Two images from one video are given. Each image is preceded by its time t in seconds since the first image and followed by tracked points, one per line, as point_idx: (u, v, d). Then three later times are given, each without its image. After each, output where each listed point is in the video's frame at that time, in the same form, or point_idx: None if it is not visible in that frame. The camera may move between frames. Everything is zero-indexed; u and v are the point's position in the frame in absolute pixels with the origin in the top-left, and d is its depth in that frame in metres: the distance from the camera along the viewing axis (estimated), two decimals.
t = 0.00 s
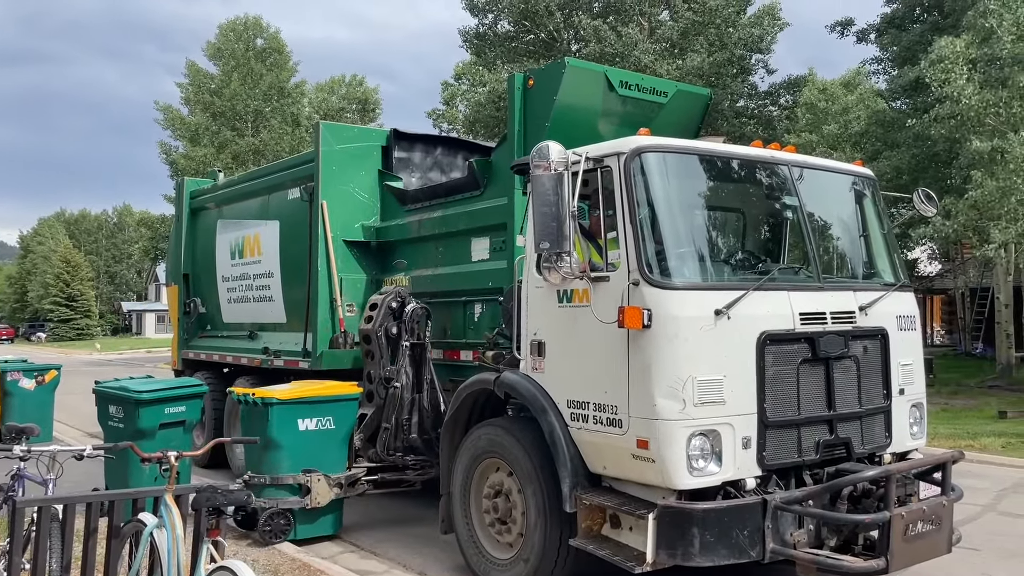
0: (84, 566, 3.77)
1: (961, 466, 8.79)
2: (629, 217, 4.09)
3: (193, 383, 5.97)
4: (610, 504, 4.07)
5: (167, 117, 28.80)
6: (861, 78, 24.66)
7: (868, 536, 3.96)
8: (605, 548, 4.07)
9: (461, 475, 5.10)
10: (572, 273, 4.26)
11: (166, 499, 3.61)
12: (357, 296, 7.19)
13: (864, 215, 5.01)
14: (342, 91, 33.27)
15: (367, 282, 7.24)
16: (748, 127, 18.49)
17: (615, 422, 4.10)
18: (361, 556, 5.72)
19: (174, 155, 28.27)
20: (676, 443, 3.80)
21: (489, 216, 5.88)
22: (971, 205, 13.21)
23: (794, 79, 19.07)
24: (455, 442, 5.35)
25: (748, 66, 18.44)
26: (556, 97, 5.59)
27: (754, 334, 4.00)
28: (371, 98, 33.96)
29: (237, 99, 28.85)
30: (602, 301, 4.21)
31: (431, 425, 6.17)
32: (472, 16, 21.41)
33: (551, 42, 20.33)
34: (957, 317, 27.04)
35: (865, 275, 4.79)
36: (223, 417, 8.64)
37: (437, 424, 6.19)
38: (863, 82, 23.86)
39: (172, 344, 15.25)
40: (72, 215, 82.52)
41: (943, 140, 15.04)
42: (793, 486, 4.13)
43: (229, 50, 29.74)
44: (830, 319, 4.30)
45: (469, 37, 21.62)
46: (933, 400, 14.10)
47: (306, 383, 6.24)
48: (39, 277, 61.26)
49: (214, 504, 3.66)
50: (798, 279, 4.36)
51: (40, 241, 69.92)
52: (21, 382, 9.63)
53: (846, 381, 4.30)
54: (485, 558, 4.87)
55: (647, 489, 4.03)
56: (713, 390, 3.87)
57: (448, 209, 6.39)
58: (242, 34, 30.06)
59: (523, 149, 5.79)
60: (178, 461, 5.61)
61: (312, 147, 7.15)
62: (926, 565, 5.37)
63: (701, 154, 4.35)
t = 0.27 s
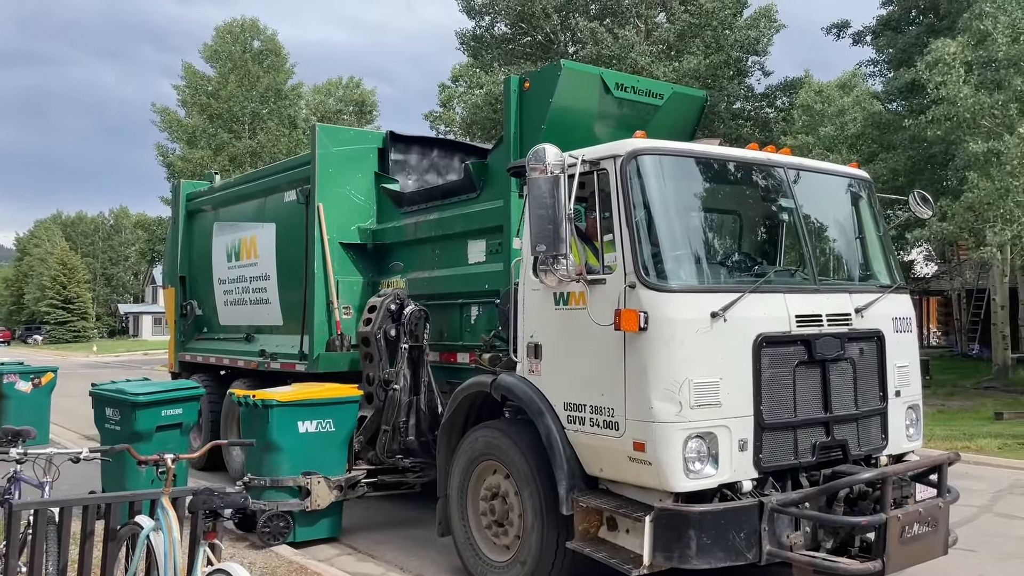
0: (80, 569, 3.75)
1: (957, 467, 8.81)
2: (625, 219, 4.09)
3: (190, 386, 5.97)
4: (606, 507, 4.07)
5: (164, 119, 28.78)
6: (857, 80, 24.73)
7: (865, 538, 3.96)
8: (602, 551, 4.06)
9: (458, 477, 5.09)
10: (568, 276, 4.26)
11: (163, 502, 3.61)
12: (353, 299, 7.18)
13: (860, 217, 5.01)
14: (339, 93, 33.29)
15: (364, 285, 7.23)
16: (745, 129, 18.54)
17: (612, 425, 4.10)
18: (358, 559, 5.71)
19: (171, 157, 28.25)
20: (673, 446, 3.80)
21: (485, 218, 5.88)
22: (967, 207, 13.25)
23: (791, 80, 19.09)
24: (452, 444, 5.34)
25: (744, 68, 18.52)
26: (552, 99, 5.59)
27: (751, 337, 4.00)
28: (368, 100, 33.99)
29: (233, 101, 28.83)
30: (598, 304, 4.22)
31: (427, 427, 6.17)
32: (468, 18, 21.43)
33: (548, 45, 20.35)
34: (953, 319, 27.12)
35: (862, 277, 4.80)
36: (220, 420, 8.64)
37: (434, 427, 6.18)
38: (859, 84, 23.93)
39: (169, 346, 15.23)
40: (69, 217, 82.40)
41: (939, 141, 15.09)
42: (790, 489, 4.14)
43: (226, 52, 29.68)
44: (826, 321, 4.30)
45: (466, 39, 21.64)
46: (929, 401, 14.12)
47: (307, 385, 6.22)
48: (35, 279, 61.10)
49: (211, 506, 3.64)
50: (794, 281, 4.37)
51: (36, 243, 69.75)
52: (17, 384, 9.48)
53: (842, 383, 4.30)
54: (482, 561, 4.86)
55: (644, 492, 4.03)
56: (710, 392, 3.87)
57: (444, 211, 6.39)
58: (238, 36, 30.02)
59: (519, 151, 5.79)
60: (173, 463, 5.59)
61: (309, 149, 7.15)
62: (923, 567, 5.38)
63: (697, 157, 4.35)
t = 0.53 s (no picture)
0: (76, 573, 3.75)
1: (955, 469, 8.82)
2: (623, 221, 4.10)
3: (188, 390, 5.97)
4: (605, 509, 4.08)
5: (161, 122, 28.78)
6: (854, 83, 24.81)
7: (864, 540, 3.97)
8: (601, 553, 4.06)
9: (456, 480, 5.09)
10: (566, 279, 4.27)
11: (160, 504, 3.62)
12: (351, 301, 7.18)
13: (857, 219, 5.02)
14: (336, 96, 33.31)
15: (362, 287, 7.23)
16: (742, 132, 18.59)
17: (610, 427, 4.10)
18: (356, 562, 5.70)
19: (168, 160, 28.25)
20: (671, 448, 3.80)
21: (484, 221, 5.88)
22: (964, 209, 13.27)
23: (788, 83, 19.12)
24: (450, 447, 5.34)
25: (741, 71, 18.70)
26: (550, 102, 5.60)
27: (749, 338, 4.01)
28: (366, 103, 34.01)
29: (231, 104, 28.85)
30: (596, 306, 4.22)
31: (427, 430, 6.17)
32: (466, 21, 21.47)
33: (545, 48, 20.38)
34: (950, 321, 27.17)
35: (859, 279, 4.81)
36: (218, 422, 8.64)
37: (433, 429, 6.19)
38: (856, 87, 23.99)
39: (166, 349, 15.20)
40: (66, 221, 82.30)
41: (936, 144, 15.13)
42: (788, 491, 4.14)
43: (223, 55, 29.65)
44: (824, 323, 4.31)
45: (463, 42, 21.68)
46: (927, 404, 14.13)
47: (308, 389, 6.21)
48: (32, 282, 61.00)
49: (208, 510, 3.64)
50: (791, 284, 4.37)
51: (33, 247, 69.63)
52: (14, 388, 9.42)
53: (840, 384, 4.31)
54: (481, 563, 4.85)
55: (642, 494, 4.03)
56: (709, 394, 3.88)
57: (442, 214, 6.39)
58: (236, 39, 30.00)
59: (517, 154, 5.80)
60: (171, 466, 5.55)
61: (307, 152, 7.15)
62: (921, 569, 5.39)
63: (695, 159, 4.36)
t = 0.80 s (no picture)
0: None
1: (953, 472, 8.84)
2: (621, 225, 4.10)
3: (187, 394, 5.96)
4: (605, 512, 4.07)
5: (160, 126, 28.78)
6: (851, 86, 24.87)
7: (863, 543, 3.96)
8: (600, 557, 4.06)
9: (455, 484, 5.09)
10: (565, 282, 4.29)
11: (159, 509, 3.61)
12: (350, 304, 7.19)
13: (855, 222, 5.03)
14: (335, 100, 33.34)
15: (360, 291, 7.23)
16: (740, 136, 18.62)
17: (609, 430, 4.10)
18: (355, 566, 5.69)
19: (166, 164, 28.23)
20: (670, 451, 3.80)
21: (482, 224, 5.89)
22: (962, 212, 13.29)
23: (786, 86, 19.14)
24: (449, 451, 5.33)
25: (739, 75, 18.75)
26: (548, 106, 5.61)
27: (748, 341, 4.01)
28: (364, 107, 34.04)
29: (229, 107, 28.86)
30: (595, 310, 4.22)
31: (425, 434, 6.17)
32: (464, 25, 21.51)
33: (544, 52, 20.41)
34: (948, 324, 27.20)
35: (858, 282, 4.81)
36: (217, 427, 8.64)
37: (432, 433, 6.20)
38: (854, 90, 24.05)
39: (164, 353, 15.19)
40: (64, 224, 82.25)
41: (934, 147, 15.17)
42: (788, 494, 4.14)
43: (221, 59, 29.64)
44: (823, 326, 4.32)
45: (462, 46, 21.71)
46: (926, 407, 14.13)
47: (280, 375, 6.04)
48: (30, 286, 60.89)
49: (207, 514, 3.64)
50: (790, 287, 4.38)
51: (31, 251, 69.55)
52: (13, 392, 9.35)
53: (839, 387, 4.31)
54: (480, 567, 4.85)
55: (641, 497, 4.03)
56: (707, 398, 3.88)
57: (441, 218, 6.39)
58: (235, 43, 30.02)
59: (515, 157, 5.80)
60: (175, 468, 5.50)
61: (305, 156, 7.15)
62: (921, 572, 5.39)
63: (693, 162, 4.37)
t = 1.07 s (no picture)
0: None
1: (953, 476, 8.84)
2: (619, 230, 4.10)
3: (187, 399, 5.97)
4: (604, 519, 4.06)
5: (159, 132, 28.80)
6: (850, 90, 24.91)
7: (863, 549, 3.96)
8: (600, 564, 4.05)
9: (454, 489, 5.08)
10: (564, 289, 4.31)
11: (158, 516, 3.61)
12: (349, 310, 7.19)
13: (853, 227, 5.03)
14: (334, 106, 33.38)
15: (359, 297, 7.23)
16: (739, 140, 18.65)
17: (608, 436, 4.10)
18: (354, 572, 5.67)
19: (166, 170, 28.24)
20: (669, 458, 3.80)
21: (481, 229, 5.89)
22: (961, 217, 13.29)
23: (784, 91, 19.17)
24: (448, 456, 5.33)
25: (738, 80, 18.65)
26: (547, 112, 5.61)
27: (747, 347, 4.01)
28: (363, 112, 34.07)
29: (229, 113, 28.92)
30: (594, 316, 4.21)
31: (425, 439, 6.14)
32: (464, 30, 21.57)
33: (543, 57, 20.45)
34: (947, 328, 27.21)
35: (857, 287, 4.81)
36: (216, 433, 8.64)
37: (431, 439, 6.15)
38: (853, 95, 24.09)
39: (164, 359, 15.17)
40: (63, 230, 82.25)
41: (933, 152, 15.18)
42: (787, 500, 4.14)
43: (221, 65, 29.66)
44: (822, 331, 4.32)
45: (461, 51, 21.75)
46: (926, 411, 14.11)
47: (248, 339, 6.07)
48: (29, 292, 60.85)
49: (207, 520, 3.63)
50: (788, 292, 4.38)
51: (31, 256, 69.56)
52: (13, 398, 9.33)
53: (838, 393, 4.31)
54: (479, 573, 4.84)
55: (641, 504, 4.03)
56: (707, 404, 3.88)
57: (440, 223, 6.39)
58: (234, 48, 30.05)
59: (514, 163, 5.80)
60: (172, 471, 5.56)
61: (303, 161, 7.16)
62: None
63: (691, 168, 4.37)
